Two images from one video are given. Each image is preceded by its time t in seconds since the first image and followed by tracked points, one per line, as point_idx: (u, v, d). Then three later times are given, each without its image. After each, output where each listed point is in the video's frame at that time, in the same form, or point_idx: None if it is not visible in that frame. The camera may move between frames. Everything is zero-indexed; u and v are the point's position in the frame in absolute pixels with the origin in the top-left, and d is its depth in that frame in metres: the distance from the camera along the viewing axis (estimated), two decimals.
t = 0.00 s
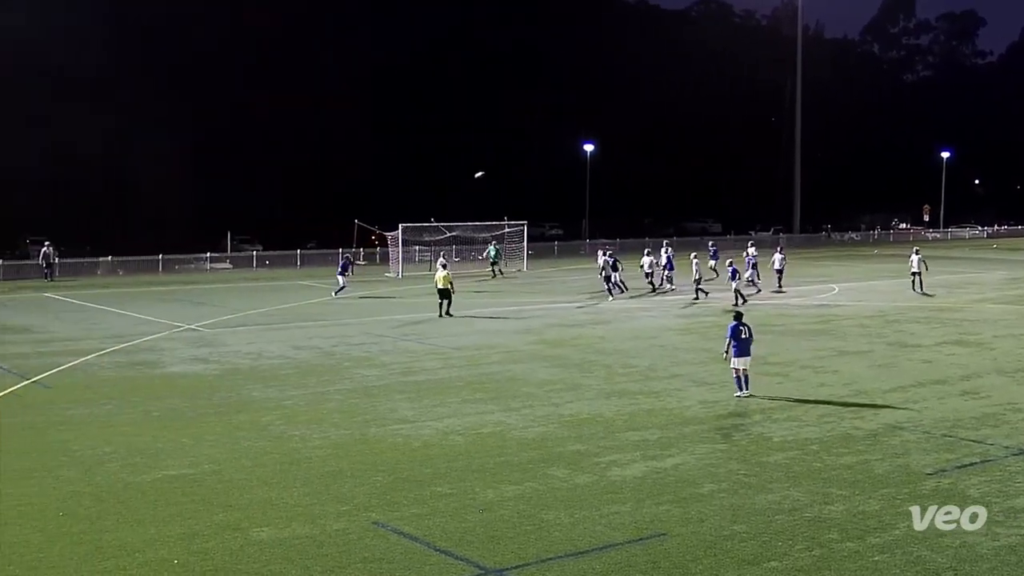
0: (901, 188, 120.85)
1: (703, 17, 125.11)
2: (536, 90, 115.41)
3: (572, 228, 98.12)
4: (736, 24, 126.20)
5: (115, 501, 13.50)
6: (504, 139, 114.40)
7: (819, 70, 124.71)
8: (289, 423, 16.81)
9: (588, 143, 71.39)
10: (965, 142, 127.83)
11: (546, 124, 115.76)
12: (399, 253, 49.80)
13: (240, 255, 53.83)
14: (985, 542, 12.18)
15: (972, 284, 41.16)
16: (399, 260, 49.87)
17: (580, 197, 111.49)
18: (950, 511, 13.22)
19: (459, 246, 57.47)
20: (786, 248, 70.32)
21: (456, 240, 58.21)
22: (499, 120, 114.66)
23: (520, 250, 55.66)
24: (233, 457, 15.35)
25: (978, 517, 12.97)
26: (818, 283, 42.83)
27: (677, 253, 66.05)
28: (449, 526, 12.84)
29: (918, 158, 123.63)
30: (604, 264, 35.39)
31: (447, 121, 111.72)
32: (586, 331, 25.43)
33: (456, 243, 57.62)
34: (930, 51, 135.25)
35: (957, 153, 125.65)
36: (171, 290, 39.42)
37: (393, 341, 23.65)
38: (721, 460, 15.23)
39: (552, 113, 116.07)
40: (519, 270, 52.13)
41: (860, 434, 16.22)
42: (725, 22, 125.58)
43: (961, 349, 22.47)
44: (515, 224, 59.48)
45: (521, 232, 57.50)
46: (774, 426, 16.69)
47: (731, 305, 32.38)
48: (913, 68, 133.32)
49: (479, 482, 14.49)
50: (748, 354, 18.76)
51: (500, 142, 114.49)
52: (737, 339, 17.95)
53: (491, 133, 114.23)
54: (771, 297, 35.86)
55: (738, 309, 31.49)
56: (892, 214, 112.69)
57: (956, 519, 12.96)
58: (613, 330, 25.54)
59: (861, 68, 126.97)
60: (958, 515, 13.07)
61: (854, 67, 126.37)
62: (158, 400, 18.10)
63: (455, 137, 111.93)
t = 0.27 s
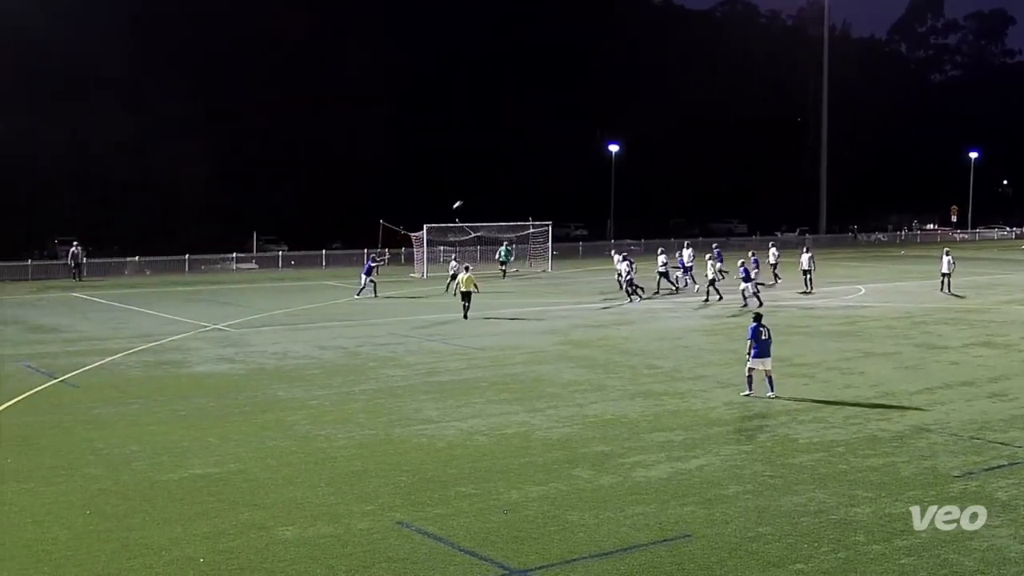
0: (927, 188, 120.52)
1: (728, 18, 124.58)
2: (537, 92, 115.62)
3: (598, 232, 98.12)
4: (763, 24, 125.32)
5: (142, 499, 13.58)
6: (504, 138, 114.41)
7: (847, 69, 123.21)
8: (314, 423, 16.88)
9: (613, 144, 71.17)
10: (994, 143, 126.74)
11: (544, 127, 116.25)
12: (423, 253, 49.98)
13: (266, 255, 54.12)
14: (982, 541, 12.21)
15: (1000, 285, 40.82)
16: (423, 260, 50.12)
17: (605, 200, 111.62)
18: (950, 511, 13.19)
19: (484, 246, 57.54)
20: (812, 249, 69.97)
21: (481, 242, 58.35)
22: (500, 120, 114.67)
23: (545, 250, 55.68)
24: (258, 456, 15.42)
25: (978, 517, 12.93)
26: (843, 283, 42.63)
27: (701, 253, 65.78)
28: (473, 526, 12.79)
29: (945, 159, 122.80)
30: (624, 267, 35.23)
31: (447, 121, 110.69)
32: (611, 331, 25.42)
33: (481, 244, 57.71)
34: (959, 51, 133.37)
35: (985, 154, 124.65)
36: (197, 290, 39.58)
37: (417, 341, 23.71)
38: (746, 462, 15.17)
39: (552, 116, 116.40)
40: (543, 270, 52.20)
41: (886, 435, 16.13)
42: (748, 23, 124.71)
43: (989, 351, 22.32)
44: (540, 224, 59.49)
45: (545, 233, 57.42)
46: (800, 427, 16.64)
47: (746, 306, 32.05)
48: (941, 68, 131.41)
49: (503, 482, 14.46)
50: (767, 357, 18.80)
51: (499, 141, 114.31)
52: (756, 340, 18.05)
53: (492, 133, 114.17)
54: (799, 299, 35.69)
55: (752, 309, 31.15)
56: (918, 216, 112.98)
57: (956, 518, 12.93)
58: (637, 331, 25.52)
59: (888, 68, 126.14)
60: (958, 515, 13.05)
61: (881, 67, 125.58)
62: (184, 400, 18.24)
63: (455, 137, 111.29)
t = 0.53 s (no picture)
0: (951, 188, 119.80)
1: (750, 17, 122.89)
2: (538, 91, 114.46)
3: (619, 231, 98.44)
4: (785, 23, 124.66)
5: (163, 498, 13.63)
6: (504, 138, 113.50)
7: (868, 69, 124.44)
8: (335, 423, 16.92)
9: (634, 144, 71.08)
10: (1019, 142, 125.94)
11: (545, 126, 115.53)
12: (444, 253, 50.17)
13: (287, 255, 54.41)
14: (1004, 543, 12.10)
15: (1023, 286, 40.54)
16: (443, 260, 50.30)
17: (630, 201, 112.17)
18: (950, 511, 13.15)
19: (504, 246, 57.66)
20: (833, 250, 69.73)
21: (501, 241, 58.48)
22: (500, 120, 113.64)
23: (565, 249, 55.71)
24: (279, 456, 15.46)
25: (978, 517, 12.91)
26: (864, 284, 42.43)
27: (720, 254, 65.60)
28: (493, 526, 12.77)
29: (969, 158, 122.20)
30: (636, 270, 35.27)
31: (446, 121, 110.50)
32: (631, 332, 25.40)
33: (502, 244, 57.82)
34: (983, 49, 132.66)
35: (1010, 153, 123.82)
36: (219, 290, 39.70)
37: (438, 341, 23.76)
38: (767, 463, 15.11)
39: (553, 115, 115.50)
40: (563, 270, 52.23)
41: (908, 437, 16.05)
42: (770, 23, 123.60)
43: (1013, 352, 22.18)
44: (561, 224, 59.46)
45: (566, 233, 57.40)
46: (822, 428, 16.57)
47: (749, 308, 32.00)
48: (964, 67, 131.52)
49: (523, 483, 14.44)
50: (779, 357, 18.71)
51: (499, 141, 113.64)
52: (766, 340, 18.00)
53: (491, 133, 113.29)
54: (822, 299, 35.54)
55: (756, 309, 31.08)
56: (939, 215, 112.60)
57: (955, 519, 12.90)
58: (658, 331, 25.49)
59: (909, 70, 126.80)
60: (958, 515, 13.02)
61: (902, 70, 126.34)
62: (205, 399, 18.33)
63: (455, 137, 111.05)
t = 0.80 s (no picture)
0: (970, 186, 120.01)
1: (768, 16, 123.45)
2: (537, 91, 113.88)
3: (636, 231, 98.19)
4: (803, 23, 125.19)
5: (182, 496, 13.70)
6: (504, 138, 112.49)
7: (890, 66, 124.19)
8: (353, 422, 16.97)
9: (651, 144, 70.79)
10: None
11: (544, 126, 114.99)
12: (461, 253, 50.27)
13: (304, 254, 54.56)
14: None
15: None
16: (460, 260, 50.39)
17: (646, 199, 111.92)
18: (951, 511, 13.11)
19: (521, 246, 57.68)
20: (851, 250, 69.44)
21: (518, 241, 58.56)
22: (500, 119, 112.62)
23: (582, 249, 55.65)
24: (296, 454, 15.51)
25: (979, 517, 12.86)
26: (880, 284, 42.26)
27: (736, 254, 65.37)
28: (510, 525, 12.78)
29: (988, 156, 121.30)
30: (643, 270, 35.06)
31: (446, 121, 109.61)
32: (648, 332, 25.37)
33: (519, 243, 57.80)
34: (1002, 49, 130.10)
35: None
36: (237, 289, 39.64)
37: (455, 340, 23.80)
38: (785, 463, 15.10)
39: (552, 115, 115.22)
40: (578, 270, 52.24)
41: (927, 437, 16.00)
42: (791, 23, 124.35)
43: None
44: (578, 224, 59.37)
45: (583, 232, 57.41)
46: (839, 428, 16.54)
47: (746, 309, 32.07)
48: (983, 66, 129.74)
49: (539, 482, 14.45)
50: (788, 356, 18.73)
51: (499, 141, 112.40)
52: (777, 338, 17.99)
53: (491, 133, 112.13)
54: (841, 299, 35.40)
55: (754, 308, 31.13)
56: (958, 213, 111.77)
57: (957, 518, 12.86)
58: (675, 331, 25.45)
59: (926, 70, 126.67)
60: (959, 514, 12.97)
61: (919, 70, 125.99)
62: (223, 398, 18.39)
63: (455, 137, 110.00)
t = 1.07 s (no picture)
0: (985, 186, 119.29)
1: (783, 15, 123.44)
2: (537, 92, 113.10)
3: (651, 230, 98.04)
4: (817, 21, 124.79)
5: (197, 495, 13.75)
6: (504, 138, 111.85)
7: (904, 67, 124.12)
8: (367, 421, 17.01)
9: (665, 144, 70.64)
10: None
11: (545, 126, 114.41)
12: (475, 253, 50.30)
13: (319, 254, 54.74)
14: None
15: None
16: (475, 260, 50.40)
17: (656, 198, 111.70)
18: (951, 510, 13.08)
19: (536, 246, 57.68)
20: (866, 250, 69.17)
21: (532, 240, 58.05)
22: (500, 119, 111.92)
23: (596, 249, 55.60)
24: (311, 454, 15.54)
25: (980, 517, 12.84)
26: (895, 284, 42.07)
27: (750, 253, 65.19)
28: (524, 525, 12.78)
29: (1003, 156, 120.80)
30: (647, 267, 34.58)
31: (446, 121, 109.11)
32: (662, 332, 25.32)
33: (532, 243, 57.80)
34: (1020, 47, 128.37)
35: None
36: (251, 289, 39.74)
37: (469, 340, 23.79)
38: (799, 463, 15.05)
39: (552, 115, 114.69)
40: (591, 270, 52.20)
41: (943, 438, 15.92)
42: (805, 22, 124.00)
43: None
44: (592, 224, 59.33)
45: (598, 232, 57.42)
46: (854, 428, 16.47)
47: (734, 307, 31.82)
48: (1001, 66, 128.42)
49: (553, 482, 14.45)
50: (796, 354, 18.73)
51: (496, 140, 111.62)
52: (785, 338, 17.97)
53: (491, 133, 111.50)
54: (855, 299, 35.25)
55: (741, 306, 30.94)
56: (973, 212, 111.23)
57: (957, 518, 12.83)
58: (689, 331, 25.41)
59: (942, 69, 126.18)
60: (959, 514, 12.94)
61: (933, 69, 125.55)
62: (238, 397, 18.44)
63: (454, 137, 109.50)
